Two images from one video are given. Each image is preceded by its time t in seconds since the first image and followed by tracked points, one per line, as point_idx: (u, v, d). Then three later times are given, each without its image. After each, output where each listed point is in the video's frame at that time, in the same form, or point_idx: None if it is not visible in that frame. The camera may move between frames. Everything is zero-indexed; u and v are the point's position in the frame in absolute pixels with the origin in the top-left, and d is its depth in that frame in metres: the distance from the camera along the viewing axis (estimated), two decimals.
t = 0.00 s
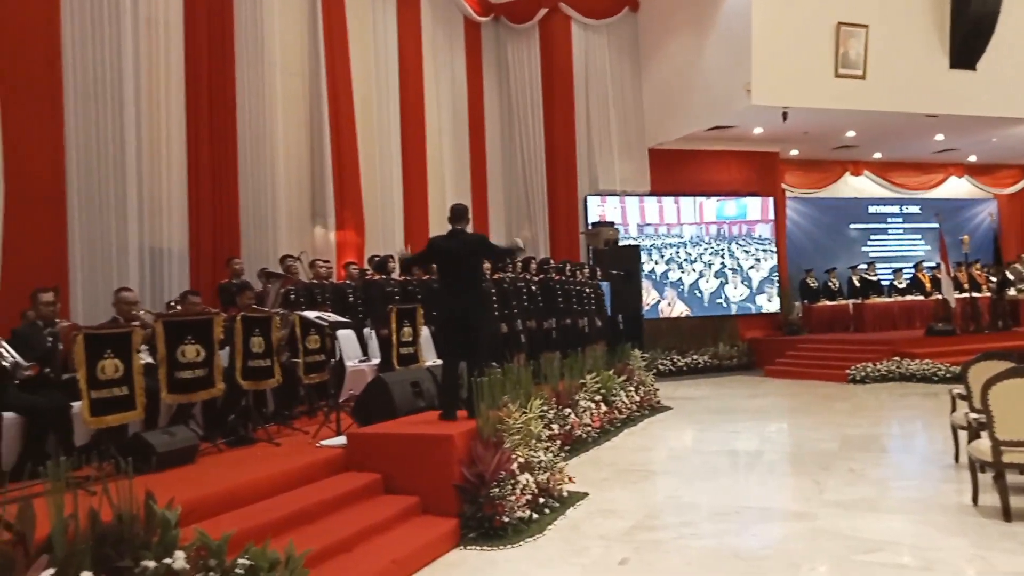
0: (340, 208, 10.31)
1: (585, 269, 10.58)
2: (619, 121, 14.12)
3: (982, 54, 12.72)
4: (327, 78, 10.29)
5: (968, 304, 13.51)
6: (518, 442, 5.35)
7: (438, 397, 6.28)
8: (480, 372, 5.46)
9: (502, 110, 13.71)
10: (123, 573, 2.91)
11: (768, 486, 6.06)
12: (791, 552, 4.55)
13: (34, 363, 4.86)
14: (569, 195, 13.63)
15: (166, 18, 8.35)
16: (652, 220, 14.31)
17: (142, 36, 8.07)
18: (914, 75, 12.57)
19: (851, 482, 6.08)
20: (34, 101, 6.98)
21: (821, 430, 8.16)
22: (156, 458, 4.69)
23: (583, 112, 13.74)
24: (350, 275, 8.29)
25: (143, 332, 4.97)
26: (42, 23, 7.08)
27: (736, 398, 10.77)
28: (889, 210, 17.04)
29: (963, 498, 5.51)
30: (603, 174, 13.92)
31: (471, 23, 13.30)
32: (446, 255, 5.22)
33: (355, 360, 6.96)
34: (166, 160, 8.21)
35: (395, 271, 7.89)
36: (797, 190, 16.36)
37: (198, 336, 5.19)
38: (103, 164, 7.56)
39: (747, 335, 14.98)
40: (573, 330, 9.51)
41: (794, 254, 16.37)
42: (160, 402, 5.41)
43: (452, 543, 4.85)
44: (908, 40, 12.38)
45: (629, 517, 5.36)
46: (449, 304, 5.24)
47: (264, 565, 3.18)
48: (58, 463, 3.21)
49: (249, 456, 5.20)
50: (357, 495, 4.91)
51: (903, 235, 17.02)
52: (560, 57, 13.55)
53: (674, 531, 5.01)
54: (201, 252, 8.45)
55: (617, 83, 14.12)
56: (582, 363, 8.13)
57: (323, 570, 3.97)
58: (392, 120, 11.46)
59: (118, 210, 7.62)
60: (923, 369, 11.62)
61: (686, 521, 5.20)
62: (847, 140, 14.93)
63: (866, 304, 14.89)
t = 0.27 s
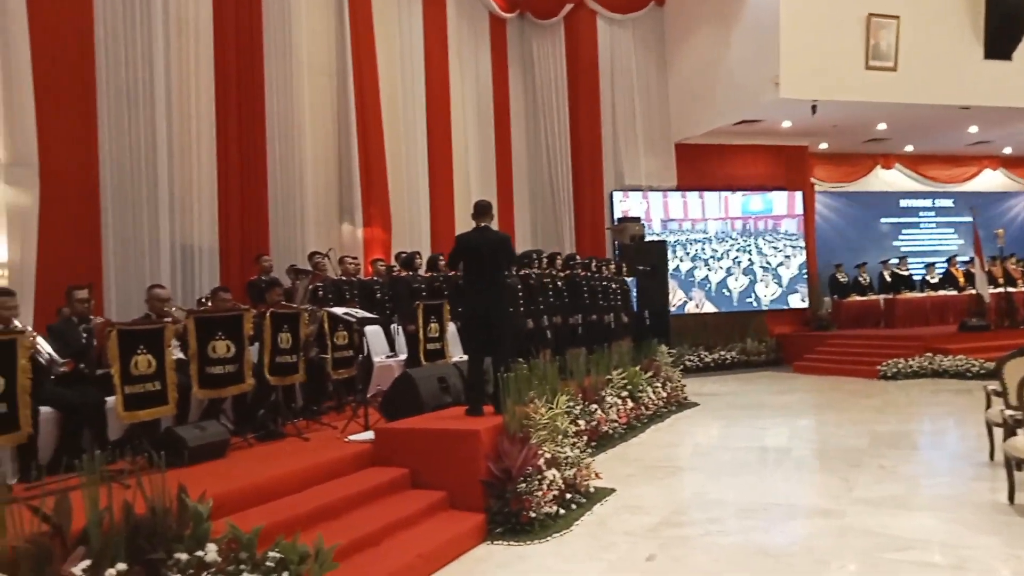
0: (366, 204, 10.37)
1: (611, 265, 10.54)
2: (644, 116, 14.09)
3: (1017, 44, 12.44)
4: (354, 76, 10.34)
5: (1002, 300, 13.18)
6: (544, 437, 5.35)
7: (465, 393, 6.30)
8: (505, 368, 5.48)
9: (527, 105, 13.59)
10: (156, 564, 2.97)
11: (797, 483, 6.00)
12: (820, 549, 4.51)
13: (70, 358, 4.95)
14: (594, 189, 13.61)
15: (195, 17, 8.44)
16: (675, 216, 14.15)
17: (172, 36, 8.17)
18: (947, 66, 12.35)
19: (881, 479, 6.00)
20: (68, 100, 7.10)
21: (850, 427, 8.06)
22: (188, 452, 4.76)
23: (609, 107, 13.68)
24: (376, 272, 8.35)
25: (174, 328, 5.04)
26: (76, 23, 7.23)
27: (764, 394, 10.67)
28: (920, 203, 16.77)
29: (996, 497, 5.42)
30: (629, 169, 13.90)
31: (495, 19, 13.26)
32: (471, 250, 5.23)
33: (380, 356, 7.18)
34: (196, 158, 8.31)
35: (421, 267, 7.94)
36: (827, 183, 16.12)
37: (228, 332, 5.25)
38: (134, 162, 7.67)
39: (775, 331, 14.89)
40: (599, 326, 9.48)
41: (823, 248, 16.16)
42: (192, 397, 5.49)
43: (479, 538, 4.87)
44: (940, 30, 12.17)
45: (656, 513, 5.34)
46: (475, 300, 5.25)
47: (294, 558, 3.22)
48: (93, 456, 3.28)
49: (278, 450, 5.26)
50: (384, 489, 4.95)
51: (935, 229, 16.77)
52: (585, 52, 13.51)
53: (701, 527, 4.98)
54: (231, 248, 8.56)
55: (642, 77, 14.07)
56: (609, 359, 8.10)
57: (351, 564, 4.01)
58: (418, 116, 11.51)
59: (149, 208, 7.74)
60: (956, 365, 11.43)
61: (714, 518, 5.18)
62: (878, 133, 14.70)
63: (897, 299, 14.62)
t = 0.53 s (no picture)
0: (382, 206, 10.42)
1: (627, 266, 10.52)
2: (661, 117, 14.04)
3: None
4: (370, 78, 10.39)
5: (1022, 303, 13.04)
6: (559, 439, 5.33)
7: (480, 394, 6.31)
8: (520, 369, 5.48)
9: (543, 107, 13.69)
10: (172, 563, 2.99)
11: (813, 486, 5.96)
12: (837, 554, 4.47)
13: (89, 357, 4.99)
14: (610, 191, 13.53)
15: (214, 19, 8.51)
16: (689, 217, 14.14)
17: (192, 37, 8.24)
18: (967, 66, 12.22)
19: (899, 483, 5.94)
20: (90, 102, 7.18)
21: (868, 430, 7.99)
22: (205, 452, 4.80)
23: (625, 108, 13.67)
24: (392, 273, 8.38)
25: (191, 329, 5.08)
26: (99, 27, 7.26)
27: (781, 397, 10.60)
28: (940, 205, 16.52)
29: (1017, 502, 5.34)
30: (646, 170, 13.83)
31: (512, 20, 13.28)
32: (486, 252, 5.22)
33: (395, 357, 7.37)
34: (214, 160, 8.38)
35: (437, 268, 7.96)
36: (846, 185, 16.17)
37: (244, 333, 5.29)
38: (154, 164, 7.76)
39: (792, 334, 14.78)
40: (614, 328, 9.47)
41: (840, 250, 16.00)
42: (209, 397, 5.53)
43: (494, 540, 4.87)
44: (960, 30, 12.05)
45: (670, 516, 5.32)
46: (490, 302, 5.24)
47: (310, 557, 3.23)
48: (111, 455, 3.31)
49: (294, 450, 5.29)
50: (400, 490, 4.97)
51: (955, 232, 16.53)
52: (601, 53, 13.44)
53: (717, 530, 4.96)
54: (249, 250, 8.64)
55: (659, 78, 14.03)
56: (624, 361, 8.07)
57: (366, 564, 4.03)
58: (434, 118, 11.55)
59: (168, 210, 7.83)
60: (975, 368, 11.30)
61: (729, 521, 5.14)
62: (896, 133, 14.58)
63: (917, 303, 14.49)
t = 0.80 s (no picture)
0: (399, 204, 10.43)
1: (645, 265, 10.46)
2: (681, 114, 13.96)
3: None
4: (388, 76, 10.40)
5: None
6: (577, 439, 5.29)
7: (497, 393, 6.29)
8: (537, 368, 5.44)
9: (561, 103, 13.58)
10: (192, 559, 2.99)
11: (835, 488, 5.88)
12: (860, 556, 4.40)
13: (110, 354, 4.99)
14: (628, 189, 13.48)
15: (232, 19, 8.56)
16: (706, 216, 13.95)
17: (210, 36, 8.29)
18: (992, 61, 12.03)
19: (922, 485, 5.85)
20: (109, 100, 7.23)
21: (890, 431, 7.88)
22: (224, 450, 4.81)
23: (643, 105, 13.59)
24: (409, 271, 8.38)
25: (211, 327, 5.09)
26: (118, 26, 7.32)
27: (801, 397, 10.49)
28: (964, 203, 16.29)
29: None
30: (664, 166, 13.82)
31: (530, 17, 13.23)
32: (504, 251, 5.21)
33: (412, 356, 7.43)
34: (231, 158, 8.42)
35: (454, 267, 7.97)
36: (868, 183, 15.97)
37: (263, 331, 5.30)
38: (172, 161, 7.80)
39: (813, 334, 14.60)
40: (632, 327, 9.41)
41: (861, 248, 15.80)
42: (227, 395, 5.55)
43: (511, 539, 4.85)
44: (985, 25, 11.87)
45: (690, 517, 5.26)
46: (508, 300, 5.22)
47: (328, 555, 3.22)
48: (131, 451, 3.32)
49: (312, 448, 5.29)
50: (417, 489, 4.95)
51: (979, 230, 16.30)
52: (620, 50, 13.38)
53: (738, 532, 4.90)
54: (266, 248, 8.66)
55: (678, 75, 13.93)
56: (643, 361, 8.01)
57: (384, 563, 4.02)
58: (451, 116, 11.54)
59: (187, 207, 7.86)
60: (999, 368, 11.12)
61: (749, 523, 5.08)
62: (920, 130, 14.39)
63: (939, 302, 14.32)
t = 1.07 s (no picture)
0: (417, 204, 10.47)
1: (663, 264, 10.43)
2: (699, 113, 13.90)
3: None
4: (406, 76, 10.45)
5: None
6: (595, 438, 5.29)
7: (514, 392, 6.30)
8: (555, 367, 5.44)
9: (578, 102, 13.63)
10: (213, 556, 3.02)
11: (855, 488, 5.84)
12: (880, 557, 4.37)
13: (133, 353, 5.11)
14: (646, 186, 13.47)
15: (252, 21, 8.62)
16: (722, 215, 13.91)
17: (230, 38, 8.35)
18: (1016, 57, 11.89)
19: (944, 486, 5.79)
20: (131, 102, 7.31)
21: (911, 431, 7.81)
22: (244, 448, 4.86)
23: (661, 103, 13.55)
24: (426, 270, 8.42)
25: (231, 326, 5.15)
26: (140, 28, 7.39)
27: (820, 397, 10.41)
28: (986, 201, 16.06)
29: None
30: (682, 165, 13.70)
31: (547, 16, 13.22)
32: (521, 250, 5.21)
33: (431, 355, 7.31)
34: (251, 159, 8.49)
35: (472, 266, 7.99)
36: (887, 181, 15.88)
37: (283, 330, 5.34)
38: (193, 163, 7.87)
39: (833, 333, 14.48)
40: (650, 326, 9.38)
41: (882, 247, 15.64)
42: (248, 393, 5.60)
43: (529, 538, 4.85)
44: (1008, 20, 11.73)
45: (708, 517, 5.24)
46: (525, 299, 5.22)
47: (347, 553, 3.25)
48: (153, 448, 3.36)
49: (331, 447, 5.33)
50: (435, 487, 4.97)
51: (1002, 228, 16.08)
52: (638, 48, 13.37)
53: (757, 532, 4.87)
54: (285, 247, 8.72)
55: (696, 73, 13.87)
56: (661, 360, 7.98)
57: (403, 561, 4.04)
58: (469, 116, 11.57)
59: (207, 207, 7.93)
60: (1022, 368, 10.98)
61: (768, 523, 5.06)
62: (941, 128, 14.24)
63: (962, 301, 14.14)
